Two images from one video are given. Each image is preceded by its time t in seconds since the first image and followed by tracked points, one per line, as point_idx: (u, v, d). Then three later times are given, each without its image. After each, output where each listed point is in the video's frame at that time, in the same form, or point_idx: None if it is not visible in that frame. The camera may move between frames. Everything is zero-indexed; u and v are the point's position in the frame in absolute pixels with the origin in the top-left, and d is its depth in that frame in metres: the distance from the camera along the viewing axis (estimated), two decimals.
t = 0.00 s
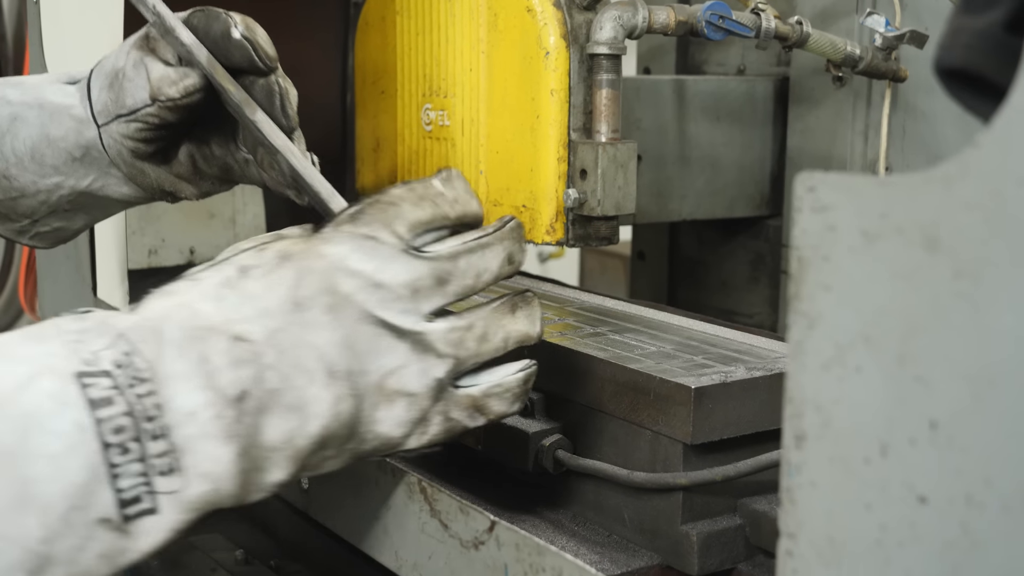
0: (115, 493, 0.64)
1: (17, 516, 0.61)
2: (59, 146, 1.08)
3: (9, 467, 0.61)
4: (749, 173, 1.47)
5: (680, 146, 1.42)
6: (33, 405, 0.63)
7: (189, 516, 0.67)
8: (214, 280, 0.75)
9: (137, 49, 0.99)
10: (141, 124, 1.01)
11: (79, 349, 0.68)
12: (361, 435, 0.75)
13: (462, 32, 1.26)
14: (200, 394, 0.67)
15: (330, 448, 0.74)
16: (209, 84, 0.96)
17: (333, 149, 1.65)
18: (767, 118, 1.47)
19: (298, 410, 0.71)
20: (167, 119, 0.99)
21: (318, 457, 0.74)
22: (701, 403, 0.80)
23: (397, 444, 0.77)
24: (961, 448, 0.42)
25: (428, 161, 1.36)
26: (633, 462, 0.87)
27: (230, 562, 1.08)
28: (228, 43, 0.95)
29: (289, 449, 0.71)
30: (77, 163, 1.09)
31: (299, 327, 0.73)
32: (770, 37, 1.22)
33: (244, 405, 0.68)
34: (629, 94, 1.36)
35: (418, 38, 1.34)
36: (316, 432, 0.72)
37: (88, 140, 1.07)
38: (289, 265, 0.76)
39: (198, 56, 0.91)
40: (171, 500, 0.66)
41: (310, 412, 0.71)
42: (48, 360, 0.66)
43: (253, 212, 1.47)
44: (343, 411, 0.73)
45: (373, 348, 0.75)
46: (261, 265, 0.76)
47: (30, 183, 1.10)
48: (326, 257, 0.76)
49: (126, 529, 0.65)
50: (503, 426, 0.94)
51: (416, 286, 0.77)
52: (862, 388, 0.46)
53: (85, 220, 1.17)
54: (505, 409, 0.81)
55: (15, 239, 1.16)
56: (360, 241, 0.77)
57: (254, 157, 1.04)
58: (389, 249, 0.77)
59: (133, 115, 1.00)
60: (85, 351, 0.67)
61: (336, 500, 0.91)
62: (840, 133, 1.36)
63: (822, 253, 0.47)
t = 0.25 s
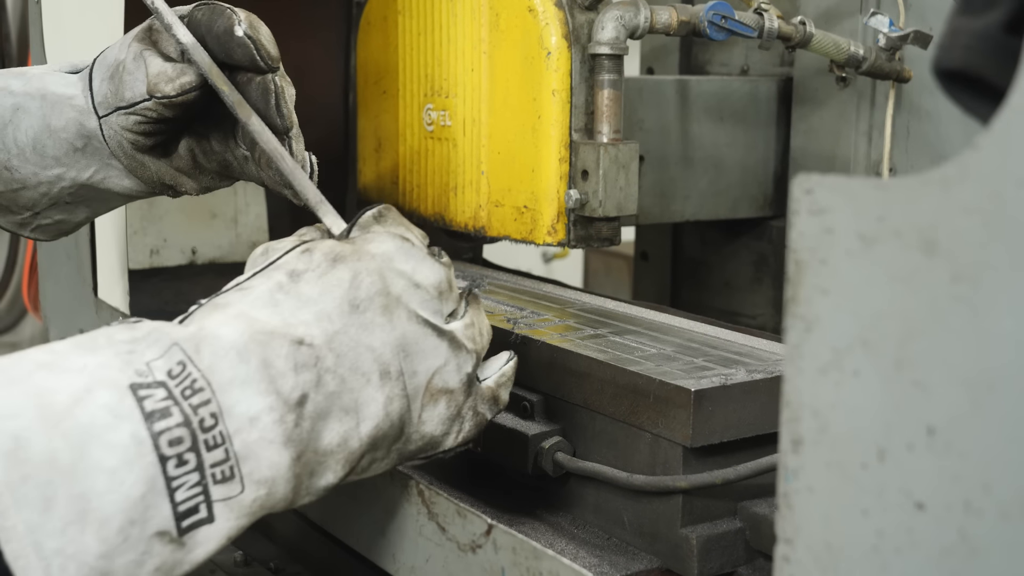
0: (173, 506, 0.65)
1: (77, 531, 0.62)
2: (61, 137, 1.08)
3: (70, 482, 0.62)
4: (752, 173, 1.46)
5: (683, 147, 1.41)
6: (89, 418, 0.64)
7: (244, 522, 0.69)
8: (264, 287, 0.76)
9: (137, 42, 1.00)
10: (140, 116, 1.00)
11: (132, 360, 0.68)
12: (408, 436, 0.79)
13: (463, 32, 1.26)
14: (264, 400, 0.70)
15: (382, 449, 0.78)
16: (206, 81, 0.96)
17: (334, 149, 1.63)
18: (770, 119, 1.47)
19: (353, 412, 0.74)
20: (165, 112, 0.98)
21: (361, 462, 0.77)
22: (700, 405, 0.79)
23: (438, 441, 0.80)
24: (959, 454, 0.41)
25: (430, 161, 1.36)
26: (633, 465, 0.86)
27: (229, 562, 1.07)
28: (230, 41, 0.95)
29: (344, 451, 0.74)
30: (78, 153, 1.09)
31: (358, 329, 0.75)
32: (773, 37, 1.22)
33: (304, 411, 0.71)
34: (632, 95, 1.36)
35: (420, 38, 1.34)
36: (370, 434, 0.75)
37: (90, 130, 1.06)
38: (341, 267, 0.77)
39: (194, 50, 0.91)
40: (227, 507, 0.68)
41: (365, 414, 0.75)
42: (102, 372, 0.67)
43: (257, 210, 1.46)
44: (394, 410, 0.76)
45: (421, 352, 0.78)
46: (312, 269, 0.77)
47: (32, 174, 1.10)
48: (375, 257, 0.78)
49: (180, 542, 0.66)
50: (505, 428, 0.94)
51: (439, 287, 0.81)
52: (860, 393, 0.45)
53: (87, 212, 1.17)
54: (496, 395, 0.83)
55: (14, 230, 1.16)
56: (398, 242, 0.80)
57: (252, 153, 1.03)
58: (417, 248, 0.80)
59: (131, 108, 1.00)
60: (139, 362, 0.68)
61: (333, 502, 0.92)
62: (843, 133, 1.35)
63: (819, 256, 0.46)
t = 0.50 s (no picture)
0: (162, 524, 0.66)
1: (64, 547, 0.63)
2: (57, 140, 1.08)
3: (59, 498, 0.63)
4: (756, 173, 1.46)
5: (687, 146, 1.40)
6: (80, 434, 0.65)
7: (233, 539, 0.70)
8: (260, 305, 0.77)
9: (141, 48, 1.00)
10: (136, 122, 1.00)
11: (125, 376, 0.69)
12: (400, 456, 0.81)
13: (466, 30, 1.25)
14: (257, 420, 0.71)
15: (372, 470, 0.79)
16: (207, 93, 0.96)
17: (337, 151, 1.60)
18: (776, 117, 1.46)
19: (345, 433, 0.75)
20: (161, 121, 0.98)
21: (352, 482, 0.78)
22: (701, 406, 0.79)
23: (431, 462, 0.82)
24: (956, 456, 0.42)
25: (432, 160, 1.35)
26: (633, 465, 0.86)
27: (229, 562, 1.07)
28: (246, 52, 0.96)
29: (336, 470, 0.75)
30: (74, 158, 1.09)
31: (353, 350, 0.77)
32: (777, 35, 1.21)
33: (297, 431, 0.72)
34: (636, 94, 1.35)
35: (423, 36, 1.34)
36: (361, 455, 0.76)
37: (87, 134, 1.07)
38: (338, 288, 0.78)
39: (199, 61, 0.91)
40: (215, 524, 0.69)
41: (358, 434, 0.76)
42: (94, 388, 0.67)
43: (260, 208, 1.46)
44: (387, 431, 0.78)
45: (414, 374, 0.80)
46: (310, 288, 0.78)
47: (27, 177, 1.10)
48: (372, 278, 0.80)
49: (168, 558, 0.67)
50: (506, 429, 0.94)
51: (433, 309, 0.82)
52: (857, 395, 0.45)
53: (80, 221, 1.16)
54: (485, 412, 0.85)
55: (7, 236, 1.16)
56: (396, 264, 0.82)
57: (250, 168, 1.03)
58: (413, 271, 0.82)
59: (129, 113, 1.00)
60: (131, 378, 0.69)
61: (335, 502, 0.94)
62: (847, 132, 1.35)
63: (817, 257, 0.46)
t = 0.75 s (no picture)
0: (163, 519, 0.66)
1: (66, 541, 0.63)
2: (59, 140, 1.08)
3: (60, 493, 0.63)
4: (762, 173, 1.45)
5: (693, 146, 1.39)
6: (82, 429, 0.65)
7: (233, 536, 0.70)
8: (265, 303, 0.77)
9: (151, 50, 1.01)
10: (141, 121, 1.00)
11: (128, 371, 0.69)
12: (402, 458, 0.81)
13: (471, 29, 1.25)
14: (260, 417, 0.71)
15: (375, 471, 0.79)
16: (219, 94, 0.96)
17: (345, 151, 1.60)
18: (782, 118, 1.45)
19: (347, 433, 0.76)
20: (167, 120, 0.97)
21: (355, 482, 0.78)
22: (703, 406, 0.78)
23: (433, 466, 0.82)
24: (954, 458, 0.42)
25: (437, 160, 1.35)
26: (636, 466, 0.86)
27: (231, 561, 1.07)
28: (266, 54, 0.96)
29: (338, 470, 0.75)
30: (75, 158, 1.09)
31: (356, 350, 0.77)
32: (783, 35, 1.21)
33: (298, 429, 0.73)
34: (641, 93, 1.34)
35: (428, 35, 1.34)
36: (363, 455, 0.76)
37: (89, 135, 1.06)
38: (344, 287, 0.79)
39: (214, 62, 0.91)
40: (216, 521, 0.68)
41: (359, 435, 0.76)
42: (97, 383, 0.67)
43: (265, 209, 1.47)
44: (389, 433, 0.78)
45: (417, 376, 0.80)
46: (315, 287, 0.78)
47: (27, 177, 1.10)
48: (377, 278, 0.81)
49: (168, 554, 0.67)
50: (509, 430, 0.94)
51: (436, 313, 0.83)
52: (856, 397, 0.45)
53: (77, 228, 1.16)
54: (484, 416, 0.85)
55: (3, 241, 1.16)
56: (401, 266, 0.82)
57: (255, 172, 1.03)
58: (418, 274, 0.83)
59: (134, 112, 1.00)
60: (134, 373, 0.69)
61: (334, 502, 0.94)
62: (853, 132, 1.34)
63: (815, 258, 0.46)
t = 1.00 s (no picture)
0: (157, 524, 0.66)
1: (58, 544, 0.63)
2: (65, 138, 1.09)
3: (54, 496, 0.63)
4: (766, 175, 1.45)
5: (697, 148, 1.39)
6: (78, 432, 0.65)
7: (228, 543, 0.69)
8: (263, 311, 0.78)
9: (155, 50, 1.01)
10: (145, 122, 1.01)
11: (125, 376, 0.69)
12: (399, 468, 0.80)
13: (475, 30, 1.25)
14: (255, 424, 0.71)
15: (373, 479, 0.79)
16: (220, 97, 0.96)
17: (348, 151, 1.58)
18: (786, 120, 1.45)
19: (343, 441, 0.75)
20: (170, 122, 0.97)
21: (351, 492, 0.78)
22: (703, 409, 0.78)
23: (433, 476, 0.82)
24: (949, 463, 0.41)
25: (440, 161, 1.35)
26: (636, 469, 0.86)
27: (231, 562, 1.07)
28: (250, 60, 0.94)
29: (333, 479, 0.75)
30: (81, 157, 1.10)
31: (353, 358, 0.77)
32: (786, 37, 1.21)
33: (293, 437, 0.72)
34: (645, 95, 1.33)
35: (432, 36, 1.34)
36: (359, 464, 0.76)
37: (96, 134, 1.07)
38: (341, 296, 0.79)
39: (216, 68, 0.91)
40: (210, 527, 0.68)
41: (356, 443, 0.76)
42: (94, 387, 0.68)
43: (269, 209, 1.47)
44: (385, 441, 0.78)
45: (414, 386, 0.80)
46: (312, 295, 0.79)
47: (33, 175, 1.11)
48: (376, 287, 0.80)
49: (161, 559, 0.67)
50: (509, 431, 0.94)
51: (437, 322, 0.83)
52: (851, 401, 0.45)
53: (85, 222, 1.18)
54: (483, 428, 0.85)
55: (10, 234, 1.17)
56: (401, 275, 0.82)
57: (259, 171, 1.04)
58: (419, 284, 0.83)
59: (138, 112, 1.00)
60: (131, 379, 0.69)
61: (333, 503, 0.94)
62: (858, 135, 1.34)
63: (810, 260, 0.46)
